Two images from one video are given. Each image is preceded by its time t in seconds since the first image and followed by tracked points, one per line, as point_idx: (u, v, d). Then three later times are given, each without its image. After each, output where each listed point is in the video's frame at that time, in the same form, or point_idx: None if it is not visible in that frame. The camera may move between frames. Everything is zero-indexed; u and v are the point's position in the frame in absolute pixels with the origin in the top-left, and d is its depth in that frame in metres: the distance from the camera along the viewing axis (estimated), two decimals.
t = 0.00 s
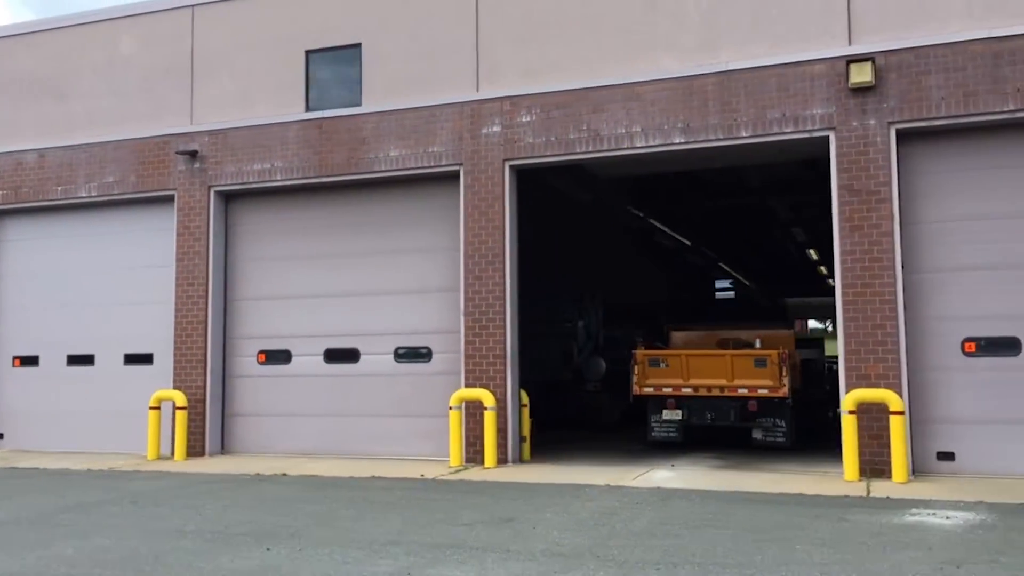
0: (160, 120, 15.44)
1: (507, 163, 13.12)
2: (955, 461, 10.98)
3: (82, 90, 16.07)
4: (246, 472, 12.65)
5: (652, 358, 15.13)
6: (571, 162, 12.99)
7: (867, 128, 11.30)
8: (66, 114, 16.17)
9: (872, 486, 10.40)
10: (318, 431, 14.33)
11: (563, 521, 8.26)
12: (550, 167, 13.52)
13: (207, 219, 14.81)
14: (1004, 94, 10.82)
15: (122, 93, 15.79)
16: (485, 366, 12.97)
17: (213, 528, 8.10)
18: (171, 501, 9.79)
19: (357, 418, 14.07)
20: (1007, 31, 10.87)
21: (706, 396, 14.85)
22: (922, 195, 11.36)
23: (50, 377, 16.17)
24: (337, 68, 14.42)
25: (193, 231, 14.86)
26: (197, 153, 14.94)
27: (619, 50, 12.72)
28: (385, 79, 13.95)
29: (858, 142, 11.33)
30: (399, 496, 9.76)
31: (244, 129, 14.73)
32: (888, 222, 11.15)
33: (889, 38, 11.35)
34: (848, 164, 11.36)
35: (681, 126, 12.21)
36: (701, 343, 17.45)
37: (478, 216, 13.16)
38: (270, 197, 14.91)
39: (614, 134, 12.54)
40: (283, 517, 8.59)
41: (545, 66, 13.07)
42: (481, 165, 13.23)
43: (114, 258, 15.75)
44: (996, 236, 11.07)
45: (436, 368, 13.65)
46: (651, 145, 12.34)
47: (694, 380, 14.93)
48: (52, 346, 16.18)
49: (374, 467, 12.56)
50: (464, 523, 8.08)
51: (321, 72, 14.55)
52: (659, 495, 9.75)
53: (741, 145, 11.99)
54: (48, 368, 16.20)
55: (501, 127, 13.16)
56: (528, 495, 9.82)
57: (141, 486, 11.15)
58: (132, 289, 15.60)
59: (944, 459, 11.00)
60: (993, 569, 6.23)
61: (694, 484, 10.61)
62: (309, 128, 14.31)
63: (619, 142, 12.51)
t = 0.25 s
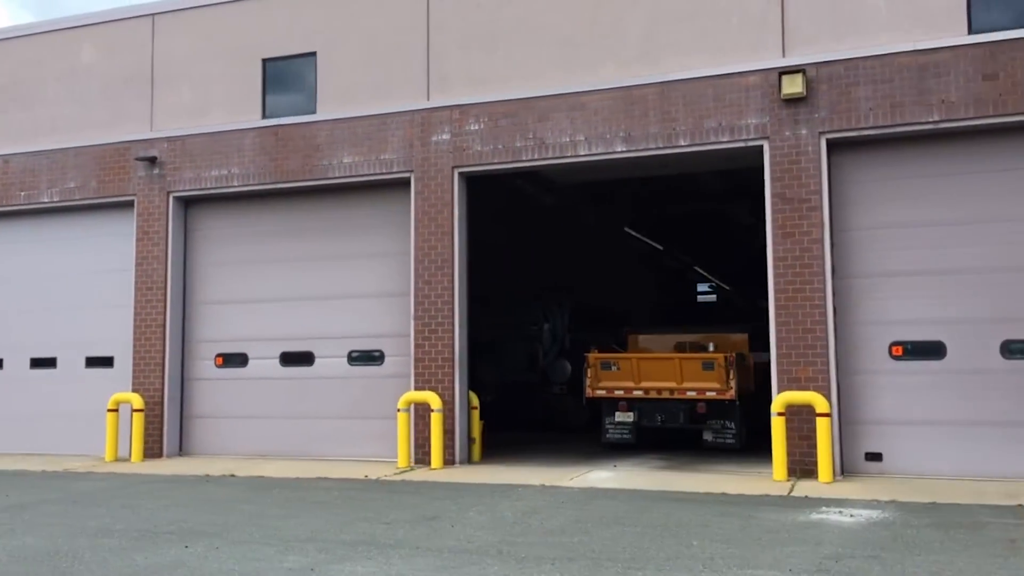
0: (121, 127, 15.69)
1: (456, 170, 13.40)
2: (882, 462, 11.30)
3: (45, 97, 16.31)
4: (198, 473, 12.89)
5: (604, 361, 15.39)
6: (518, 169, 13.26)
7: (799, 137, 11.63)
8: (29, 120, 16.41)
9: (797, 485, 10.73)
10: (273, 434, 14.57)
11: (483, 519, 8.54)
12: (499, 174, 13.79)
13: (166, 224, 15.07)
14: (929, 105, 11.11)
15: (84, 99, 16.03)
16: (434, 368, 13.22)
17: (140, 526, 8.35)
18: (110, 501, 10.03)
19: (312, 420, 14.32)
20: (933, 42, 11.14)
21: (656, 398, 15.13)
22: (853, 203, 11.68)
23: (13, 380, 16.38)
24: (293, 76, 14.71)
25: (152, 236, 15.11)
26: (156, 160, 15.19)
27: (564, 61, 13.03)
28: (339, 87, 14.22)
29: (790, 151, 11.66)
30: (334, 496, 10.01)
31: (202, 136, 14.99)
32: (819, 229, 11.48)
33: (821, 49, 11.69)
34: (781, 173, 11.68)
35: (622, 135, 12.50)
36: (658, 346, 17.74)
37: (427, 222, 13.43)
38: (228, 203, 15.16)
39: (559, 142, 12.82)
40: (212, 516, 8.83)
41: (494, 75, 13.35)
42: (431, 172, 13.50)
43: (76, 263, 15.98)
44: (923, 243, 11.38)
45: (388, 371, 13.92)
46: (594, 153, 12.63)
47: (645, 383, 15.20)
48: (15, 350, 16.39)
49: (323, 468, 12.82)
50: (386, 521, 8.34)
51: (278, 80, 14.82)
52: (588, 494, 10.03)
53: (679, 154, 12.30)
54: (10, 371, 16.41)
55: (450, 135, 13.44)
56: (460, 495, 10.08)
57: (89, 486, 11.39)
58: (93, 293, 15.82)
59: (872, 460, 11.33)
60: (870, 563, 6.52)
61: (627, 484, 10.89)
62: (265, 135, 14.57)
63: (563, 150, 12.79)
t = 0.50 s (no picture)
0: (88, 133, 15.90)
1: (413, 176, 13.65)
2: (823, 461, 11.61)
3: (15, 103, 16.50)
4: (158, 474, 13.11)
5: (564, 363, 15.66)
6: (475, 175, 13.52)
7: (743, 145, 11.91)
8: None
9: (738, 484, 11.01)
10: (236, 435, 14.78)
11: (419, 518, 8.78)
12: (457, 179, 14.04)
13: (132, 229, 15.27)
14: (868, 114, 11.40)
15: (52, 105, 16.23)
16: (392, 370, 13.46)
17: (83, 526, 8.57)
18: (63, 501, 10.24)
19: (274, 422, 14.55)
20: (873, 52, 11.42)
21: (615, 400, 15.40)
22: (796, 209, 11.97)
23: None
24: (257, 83, 14.94)
25: (118, 241, 15.32)
26: (122, 165, 15.40)
27: (518, 68, 13.24)
28: (301, 94, 14.46)
29: (734, 158, 11.94)
30: (282, 496, 10.25)
31: (167, 141, 15.21)
32: (762, 234, 11.75)
33: (766, 59, 11.95)
34: (726, 180, 11.95)
35: (574, 142, 12.78)
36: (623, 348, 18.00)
37: (385, 227, 13.67)
38: (193, 207, 15.38)
39: (513, 148, 13.09)
40: (156, 516, 9.06)
41: (451, 83, 13.59)
42: (389, 178, 13.74)
43: (44, 267, 16.17)
44: (864, 247, 11.66)
45: (348, 373, 14.15)
46: (547, 159, 12.90)
47: (604, 385, 15.45)
48: None
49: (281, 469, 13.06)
50: (324, 519, 8.58)
51: (242, 87, 15.04)
52: (530, 494, 10.28)
53: (629, 161, 12.58)
54: None
55: (408, 141, 13.68)
56: (406, 494, 10.33)
57: (47, 487, 11.60)
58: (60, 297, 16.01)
59: (814, 459, 11.63)
60: (773, 558, 6.78)
61: (572, 484, 11.15)
62: (228, 140, 14.80)
63: (518, 156, 13.06)
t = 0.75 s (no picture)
0: (52, 139, 16.12)
1: (367, 183, 13.92)
2: (759, 462, 11.93)
3: None
4: (114, 475, 13.33)
5: (520, 366, 15.89)
6: (427, 182, 13.79)
7: (683, 154, 12.24)
8: None
9: (673, 483, 11.29)
10: (195, 437, 15.01)
11: (350, 516, 9.05)
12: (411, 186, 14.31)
13: (93, 234, 15.49)
14: (801, 124, 11.74)
15: (16, 112, 16.46)
16: (345, 373, 13.72)
17: (21, 525, 8.81)
18: (10, 502, 10.47)
19: (232, 424, 14.78)
20: (806, 64, 11.74)
21: (570, 403, 15.70)
22: (734, 217, 12.28)
23: None
24: (216, 91, 15.20)
25: (80, 246, 15.53)
26: (85, 171, 15.63)
27: (468, 78, 13.52)
28: (259, 102, 14.72)
29: (675, 167, 12.26)
30: (225, 497, 10.49)
31: (129, 148, 15.45)
32: (700, 241, 12.06)
33: (705, 70, 12.28)
34: (666, 187, 12.27)
35: (522, 150, 13.06)
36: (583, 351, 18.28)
37: (339, 232, 13.93)
38: (155, 213, 15.61)
39: (463, 156, 13.36)
40: (96, 516, 9.29)
41: (403, 92, 13.87)
42: (343, 184, 14.01)
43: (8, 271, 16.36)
44: (799, 254, 11.98)
45: (304, 376, 14.40)
46: (495, 167, 13.18)
47: (559, 388, 15.73)
48: None
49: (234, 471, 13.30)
50: (256, 518, 8.84)
51: (202, 94, 15.29)
52: (467, 494, 10.55)
53: (575, 169, 12.88)
54: None
55: (362, 149, 13.96)
56: (346, 494, 10.58)
57: None
58: (24, 301, 16.21)
59: (750, 460, 11.95)
60: (672, 553, 7.05)
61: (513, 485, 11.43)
62: (188, 147, 15.05)
63: (467, 163, 13.33)
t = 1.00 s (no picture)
0: (21, 145, 16.31)
1: (328, 189, 14.14)
2: (707, 462, 12.18)
3: None
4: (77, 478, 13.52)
5: (483, 370, 16.03)
6: (387, 188, 14.03)
7: (634, 161, 12.49)
8: None
9: (621, 484, 11.53)
10: (161, 440, 15.20)
11: (294, 516, 9.27)
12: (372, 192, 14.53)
13: (61, 239, 15.68)
14: (747, 132, 12.01)
15: None
16: (306, 376, 13.92)
17: None
18: None
19: (197, 427, 14.98)
20: (752, 74, 12.02)
21: (532, 405, 15.94)
22: (684, 222, 12.54)
23: None
24: (182, 98, 15.41)
25: (48, 250, 15.72)
26: (53, 177, 15.83)
27: (427, 86, 13.75)
28: (224, 109, 14.94)
29: (626, 174, 12.51)
30: (178, 498, 10.70)
31: (96, 154, 15.65)
32: (650, 246, 12.30)
33: (654, 79, 12.54)
34: (618, 194, 12.52)
35: (478, 157, 13.30)
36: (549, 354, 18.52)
37: (301, 238, 14.14)
38: (122, 218, 15.81)
39: (421, 162, 13.59)
40: (46, 517, 9.49)
41: (364, 99, 14.10)
42: (305, 190, 14.23)
43: None
44: (746, 259, 12.23)
45: (266, 379, 14.60)
46: (453, 173, 13.42)
47: (522, 390, 15.95)
48: None
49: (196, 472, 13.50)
50: (201, 519, 9.04)
51: (168, 101, 15.51)
52: (415, 495, 10.76)
53: (530, 175, 13.12)
54: None
55: (323, 156, 14.18)
56: (297, 495, 10.80)
57: None
58: None
59: (698, 461, 12.20)
60: (590, 550, 7.30)
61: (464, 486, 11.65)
62: (154, 153, 15.26)
63: (425, 170, 13.57)
